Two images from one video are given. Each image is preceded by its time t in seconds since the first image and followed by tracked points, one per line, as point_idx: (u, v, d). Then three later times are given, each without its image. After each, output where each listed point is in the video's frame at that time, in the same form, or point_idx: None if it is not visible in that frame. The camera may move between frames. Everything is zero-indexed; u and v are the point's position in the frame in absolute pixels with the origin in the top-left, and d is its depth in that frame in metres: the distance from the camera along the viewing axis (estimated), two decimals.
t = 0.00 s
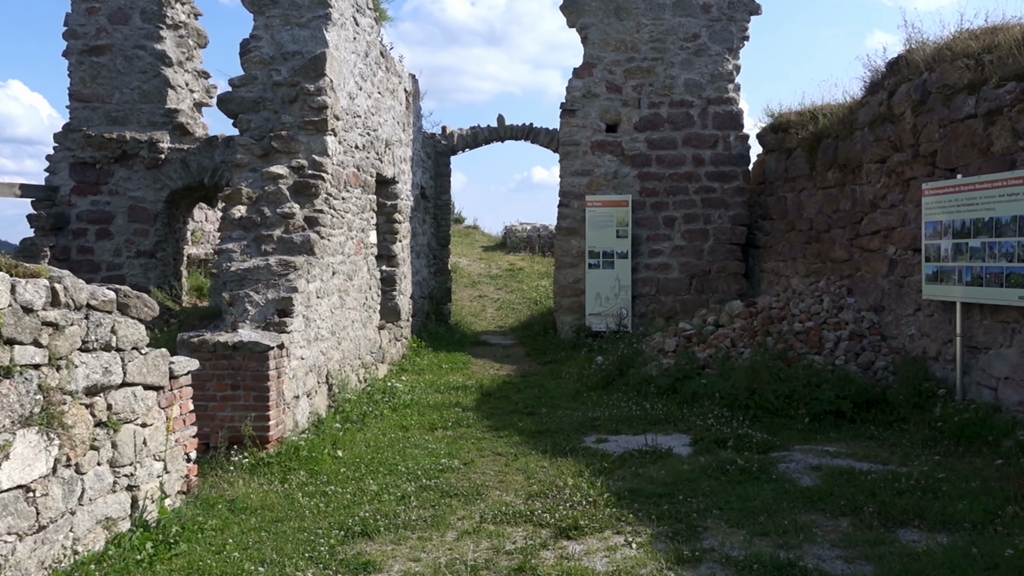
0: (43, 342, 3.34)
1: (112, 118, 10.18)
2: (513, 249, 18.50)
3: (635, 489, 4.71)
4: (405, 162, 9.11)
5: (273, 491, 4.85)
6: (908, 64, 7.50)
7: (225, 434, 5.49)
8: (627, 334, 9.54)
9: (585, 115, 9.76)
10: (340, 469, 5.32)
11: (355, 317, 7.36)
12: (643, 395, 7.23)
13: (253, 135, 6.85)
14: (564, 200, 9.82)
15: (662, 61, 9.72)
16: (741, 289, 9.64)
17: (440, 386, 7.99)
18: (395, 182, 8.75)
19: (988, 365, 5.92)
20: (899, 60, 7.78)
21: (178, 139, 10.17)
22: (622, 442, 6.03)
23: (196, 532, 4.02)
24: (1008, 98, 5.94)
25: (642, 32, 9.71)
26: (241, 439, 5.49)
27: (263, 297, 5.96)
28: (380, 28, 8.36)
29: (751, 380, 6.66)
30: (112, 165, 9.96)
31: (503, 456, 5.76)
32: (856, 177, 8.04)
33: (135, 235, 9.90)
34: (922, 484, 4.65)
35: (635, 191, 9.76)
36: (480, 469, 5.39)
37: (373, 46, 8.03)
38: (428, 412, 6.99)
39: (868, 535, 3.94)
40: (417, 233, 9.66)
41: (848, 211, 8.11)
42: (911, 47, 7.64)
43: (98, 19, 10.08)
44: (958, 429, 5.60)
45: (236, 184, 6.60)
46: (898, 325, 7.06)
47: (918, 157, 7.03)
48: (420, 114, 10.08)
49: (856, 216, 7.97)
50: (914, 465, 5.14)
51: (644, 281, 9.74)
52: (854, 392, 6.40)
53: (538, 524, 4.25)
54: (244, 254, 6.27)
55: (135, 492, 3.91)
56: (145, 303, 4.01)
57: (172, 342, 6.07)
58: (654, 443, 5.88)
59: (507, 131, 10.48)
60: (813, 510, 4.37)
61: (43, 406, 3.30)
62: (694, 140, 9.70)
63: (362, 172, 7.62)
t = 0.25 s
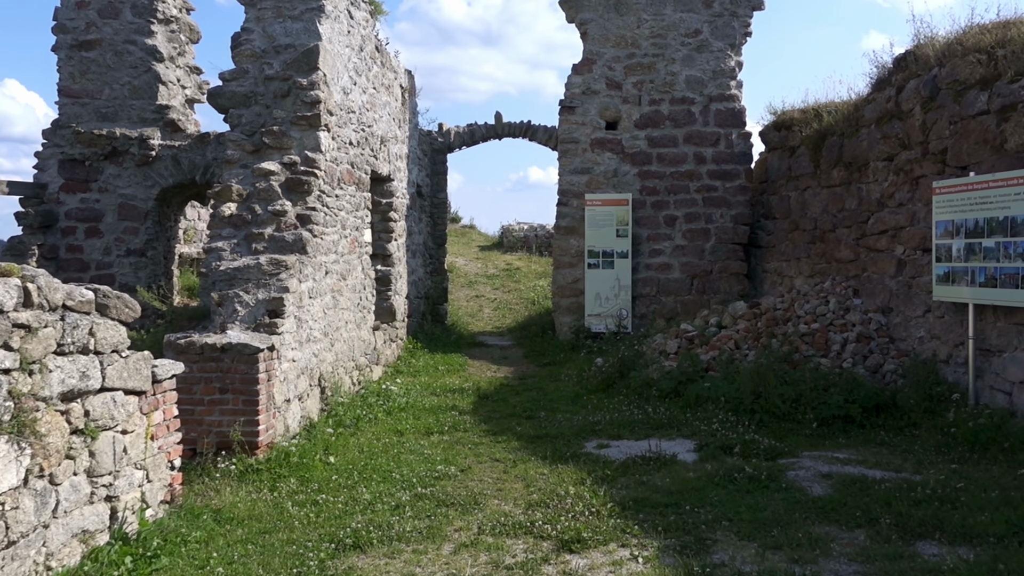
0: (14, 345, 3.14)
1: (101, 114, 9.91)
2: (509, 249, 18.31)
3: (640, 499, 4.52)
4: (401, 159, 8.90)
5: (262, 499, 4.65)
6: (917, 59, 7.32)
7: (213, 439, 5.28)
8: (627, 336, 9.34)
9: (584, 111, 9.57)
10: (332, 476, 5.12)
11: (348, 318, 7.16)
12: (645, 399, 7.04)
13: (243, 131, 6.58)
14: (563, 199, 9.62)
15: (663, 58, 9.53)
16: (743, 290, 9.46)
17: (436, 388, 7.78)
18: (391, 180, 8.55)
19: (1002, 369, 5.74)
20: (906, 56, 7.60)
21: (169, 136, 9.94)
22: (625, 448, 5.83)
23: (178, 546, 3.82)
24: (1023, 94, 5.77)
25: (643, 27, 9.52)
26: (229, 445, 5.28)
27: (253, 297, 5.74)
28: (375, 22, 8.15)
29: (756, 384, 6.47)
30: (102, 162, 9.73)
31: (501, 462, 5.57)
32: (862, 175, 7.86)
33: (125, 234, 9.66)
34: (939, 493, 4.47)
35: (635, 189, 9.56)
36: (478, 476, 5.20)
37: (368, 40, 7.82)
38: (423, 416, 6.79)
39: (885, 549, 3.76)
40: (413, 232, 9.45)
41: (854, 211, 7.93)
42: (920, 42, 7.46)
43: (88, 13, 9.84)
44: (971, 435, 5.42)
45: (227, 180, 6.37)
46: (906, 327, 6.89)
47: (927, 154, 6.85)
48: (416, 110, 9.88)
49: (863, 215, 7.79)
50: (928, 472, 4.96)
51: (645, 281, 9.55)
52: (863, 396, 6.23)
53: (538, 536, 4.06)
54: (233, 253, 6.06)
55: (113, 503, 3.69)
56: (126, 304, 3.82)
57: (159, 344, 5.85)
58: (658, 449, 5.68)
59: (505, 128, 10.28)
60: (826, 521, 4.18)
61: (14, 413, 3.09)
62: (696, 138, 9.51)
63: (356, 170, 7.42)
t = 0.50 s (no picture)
0: None
1: (91, 109, 9.70)
2: (506, 247, 18.13)
3: (643, 510, 4.36)
4: (396, 155, 8.71)
5: (250, 509, 4.47)
6: (925, 55, 7.16)
7: (200, 445, 5.10)
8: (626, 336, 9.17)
9: (583, 108, 9.39)
10: (324, 484, 4.94)
11: (342, 319, 6.97)
12: (645, 402, 6.87)
13: (234, 125, 6.41)
14: (562, 196, 9.44)
15: (664, 53, 9.35)
16: (744, 290, 9.30)
17: (432, 391, 7.60)
18: (386, 177, 8.36)
19: (1014, 373, 5.58)
20: (914, 52, 7.43)
21: (160, 131, 9.74)
22: (625, 454, 5.67)
23: (161, 560, 3.63)
24: None
25: (644, 22, 9.34)
26: (217, 451, 5.11)
27: (243, 297, 5.55)
28: (370, 15, 7.96)
29: (761, 388, 6.30)
30: (91, 157, 9.50)
31: (499, 469, 5.40)
32: (868, 174, 7.70)
33: (115, 231, 9.43)
34: (954, 504, 4.30)
35: (635, 187, 9.38)
36: (475, 484, 5.03)
37: (363, 34, 7.63)
38: (418, 420, 6.62)
39: (901, 564, 3.60)
40: (408, 229, 9.27)
41: (859, 210, 7.76)
42: (928, 38, 7.29)
43: (78, 5, 9.62)
44: (983, 442, 5.26)
45: (216, 175, 6.16)
46: (914, 330, 6.73)
47: (936, 153, 6.68)
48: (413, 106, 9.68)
49: (868, 214, 7.62)
50: (941, 481, 4.80)
51: (644, 281, 9.38)
52: (870, 400, 6.07)
53: (538, 550, 3.88)
54: (223, 251, 5.84)
55: (92, 515, 3.51)
56: (105, 306, 3.63)
57: (145, 345, 5.66)
58: (660, 456, 5.51)
59: (503, 124, 10.10)
60: (838, 534, 4.02)
61: None
62: (697, 135, 9.33)
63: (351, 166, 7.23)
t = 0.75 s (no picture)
0: None
1: (80, 106, 9.51)
2: (503, 248, 17.96)
3: (646, 520, 4.18)
4: (391, 154, 8.53)
5: (236, 520, 4.29)
6: (932, 51, 6.99)
7: (185, 451, 4.91)
8: (626, 339, 8.99)
9: (582, 106, 9.22)
10: (313, 492, 4.76)
11: (334, 320, 6.79)
12: (646, 407, 6.69)
13: (224, 121, 6.17)
14: (560, 196, 9.26)
15: (665, 50, 9.18)
16: (746, 292, 9.13)
17: (427, 394, 7.42)
18: (380, 175, 8.19)
19: None
20: (921, 48, 7.27)
21: (150, 129, 9.56)
22: (626, 460, 5.49)
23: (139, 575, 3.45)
24: None
25: (644, 19, 9.17)
26: (203, 457, 4.92)
27: (232, 299, 5.36)
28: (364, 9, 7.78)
29: (765, 392, 6.13)
30: (81, 155, 9.27)
31: (495, 477, 5.22)
32: (873, 173, 7.53)
33: (104, 230, 9.22)
34: (969, 515, 4.13)
35: (635, 186, 9.21)
36: (470, 493, 4.85)
37: (357, 28, 7.44)
38: (412, 424, 6.43)
39: None
40: (403, 230, 9.08)
41: (865, 210, 7.60)
42: (935, 34, 7.13)
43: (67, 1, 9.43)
44: (997, 449, 5.09)
45: (205, 173, 5.97)
46: (921, 333, 6.57)
47: (945, 151, 6.52)
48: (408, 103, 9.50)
49: (874, 215, 7.45)
50: (954, 491, 4.63)
51: (644, 282, 9.20)
52: (878, 406, 5.90)
53: (536, 564, 3.71)
54: (212, 251, 5.65)
55: (66, 528, 3.33)
56: (81, 308, 3.44)
57: (130, 348, 5.47)
58: (662, 463, 5.33)
59: (500, 123, 9.92)
60: (850, 547, 3.85)
61: None
62: (698, 134, 9.16)
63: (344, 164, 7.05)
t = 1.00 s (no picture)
0: None
1: (67, 103, 9.26)
2: (501, 249, 17.77)
3: (647, 534, 3.99)
4: (385, 152, 8.34)
5: (217, 533, 4.09)
6: (940, 48, 6.81)
7: (167, 460, 4.72)
8: (625, 342, 8.79)
9: (581, 104, 9.03)
10: (299, 503, 4.56)
11: (325, 323, 6.59)
12: (646, 413, 6.50)
13: (210, 117, 5.96)
14: (558, 196, 9.07)
15: (665, 47, 8.99)
16: (747, 294, 8.95)
17: (421, 399, 7.23)
18: (374, 174, 7.99)
19: None
20: (928, 45, 7.08)
21: (139, 126, 9.33)
22: (625, 469, 5.30)
23: None
24: None
25: (644, 15, 8.99)
26: (185, 466, 4.72)
27: (217, 300, 5.17)
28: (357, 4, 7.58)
29: (769, 398, 5.94)
30: (68, 153, 9.03)
31: (490, 486, 5.02)
32: (879, 173, 7.35)
33: (92, 230, 8.97)
34: (985, 529, 3.95)
35: (635, 186, 9.02)
36: (464, 504, 4.66)
37: (350, 23, 7.24)
38: (405, 430, 6.23)
39: None
40: (398, 230, 8.89)
41: (870, 211, 7.41)
42: (943, 30, 6.95)
43: None
44: (1010, 459, 4.91)
45: (191, 170, 5.77)
46: (929, 337, 6.39)
47: (953, 150, 6.33)
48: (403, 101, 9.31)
49: (880, 216, 7.27)
50: (967, 503, 4.44)
51: (643, 284, 9.01)
52: (886, 413, 5.72)
53: None
54: (197, 251, 5.45)
55: (32, 545, 3.13)
56: (48, 311, 3.26)
57: (111, 352, 5.27)
58: (662, 472, 5.15)
59: (497, 121, 9.73)
60: (861, 564, 3.66)
61: None
62: (699, 133, 8.98)
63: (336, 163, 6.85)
